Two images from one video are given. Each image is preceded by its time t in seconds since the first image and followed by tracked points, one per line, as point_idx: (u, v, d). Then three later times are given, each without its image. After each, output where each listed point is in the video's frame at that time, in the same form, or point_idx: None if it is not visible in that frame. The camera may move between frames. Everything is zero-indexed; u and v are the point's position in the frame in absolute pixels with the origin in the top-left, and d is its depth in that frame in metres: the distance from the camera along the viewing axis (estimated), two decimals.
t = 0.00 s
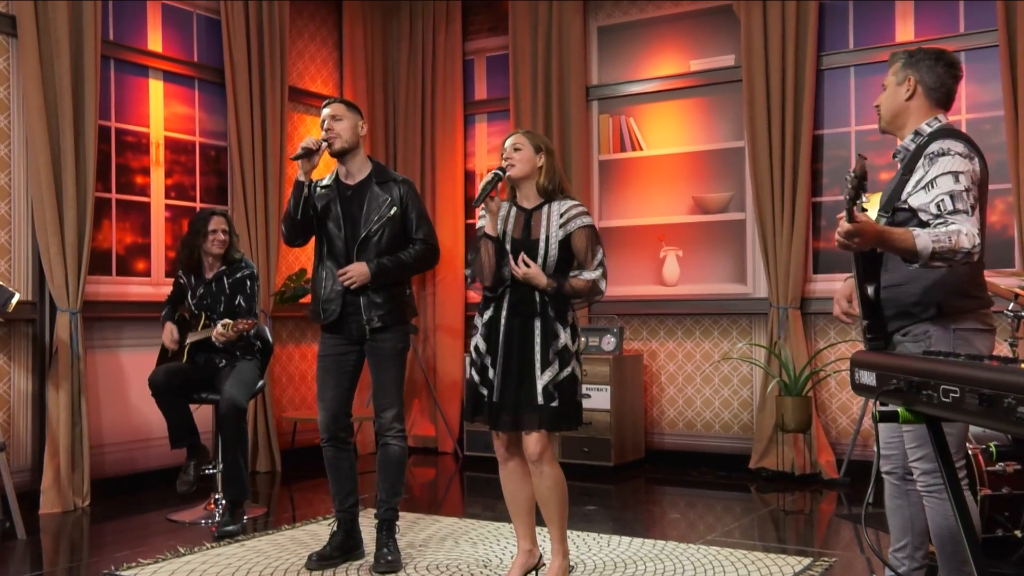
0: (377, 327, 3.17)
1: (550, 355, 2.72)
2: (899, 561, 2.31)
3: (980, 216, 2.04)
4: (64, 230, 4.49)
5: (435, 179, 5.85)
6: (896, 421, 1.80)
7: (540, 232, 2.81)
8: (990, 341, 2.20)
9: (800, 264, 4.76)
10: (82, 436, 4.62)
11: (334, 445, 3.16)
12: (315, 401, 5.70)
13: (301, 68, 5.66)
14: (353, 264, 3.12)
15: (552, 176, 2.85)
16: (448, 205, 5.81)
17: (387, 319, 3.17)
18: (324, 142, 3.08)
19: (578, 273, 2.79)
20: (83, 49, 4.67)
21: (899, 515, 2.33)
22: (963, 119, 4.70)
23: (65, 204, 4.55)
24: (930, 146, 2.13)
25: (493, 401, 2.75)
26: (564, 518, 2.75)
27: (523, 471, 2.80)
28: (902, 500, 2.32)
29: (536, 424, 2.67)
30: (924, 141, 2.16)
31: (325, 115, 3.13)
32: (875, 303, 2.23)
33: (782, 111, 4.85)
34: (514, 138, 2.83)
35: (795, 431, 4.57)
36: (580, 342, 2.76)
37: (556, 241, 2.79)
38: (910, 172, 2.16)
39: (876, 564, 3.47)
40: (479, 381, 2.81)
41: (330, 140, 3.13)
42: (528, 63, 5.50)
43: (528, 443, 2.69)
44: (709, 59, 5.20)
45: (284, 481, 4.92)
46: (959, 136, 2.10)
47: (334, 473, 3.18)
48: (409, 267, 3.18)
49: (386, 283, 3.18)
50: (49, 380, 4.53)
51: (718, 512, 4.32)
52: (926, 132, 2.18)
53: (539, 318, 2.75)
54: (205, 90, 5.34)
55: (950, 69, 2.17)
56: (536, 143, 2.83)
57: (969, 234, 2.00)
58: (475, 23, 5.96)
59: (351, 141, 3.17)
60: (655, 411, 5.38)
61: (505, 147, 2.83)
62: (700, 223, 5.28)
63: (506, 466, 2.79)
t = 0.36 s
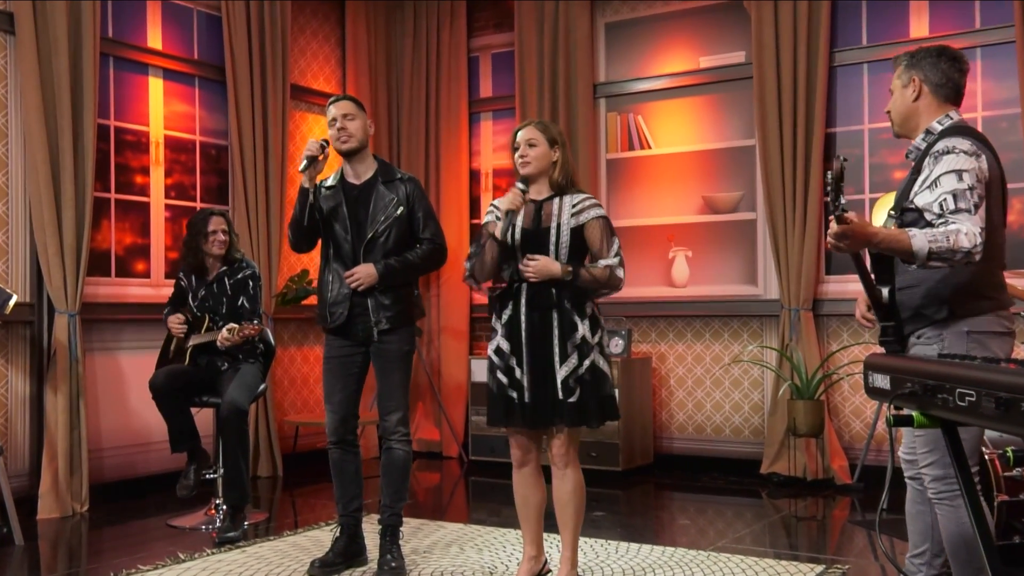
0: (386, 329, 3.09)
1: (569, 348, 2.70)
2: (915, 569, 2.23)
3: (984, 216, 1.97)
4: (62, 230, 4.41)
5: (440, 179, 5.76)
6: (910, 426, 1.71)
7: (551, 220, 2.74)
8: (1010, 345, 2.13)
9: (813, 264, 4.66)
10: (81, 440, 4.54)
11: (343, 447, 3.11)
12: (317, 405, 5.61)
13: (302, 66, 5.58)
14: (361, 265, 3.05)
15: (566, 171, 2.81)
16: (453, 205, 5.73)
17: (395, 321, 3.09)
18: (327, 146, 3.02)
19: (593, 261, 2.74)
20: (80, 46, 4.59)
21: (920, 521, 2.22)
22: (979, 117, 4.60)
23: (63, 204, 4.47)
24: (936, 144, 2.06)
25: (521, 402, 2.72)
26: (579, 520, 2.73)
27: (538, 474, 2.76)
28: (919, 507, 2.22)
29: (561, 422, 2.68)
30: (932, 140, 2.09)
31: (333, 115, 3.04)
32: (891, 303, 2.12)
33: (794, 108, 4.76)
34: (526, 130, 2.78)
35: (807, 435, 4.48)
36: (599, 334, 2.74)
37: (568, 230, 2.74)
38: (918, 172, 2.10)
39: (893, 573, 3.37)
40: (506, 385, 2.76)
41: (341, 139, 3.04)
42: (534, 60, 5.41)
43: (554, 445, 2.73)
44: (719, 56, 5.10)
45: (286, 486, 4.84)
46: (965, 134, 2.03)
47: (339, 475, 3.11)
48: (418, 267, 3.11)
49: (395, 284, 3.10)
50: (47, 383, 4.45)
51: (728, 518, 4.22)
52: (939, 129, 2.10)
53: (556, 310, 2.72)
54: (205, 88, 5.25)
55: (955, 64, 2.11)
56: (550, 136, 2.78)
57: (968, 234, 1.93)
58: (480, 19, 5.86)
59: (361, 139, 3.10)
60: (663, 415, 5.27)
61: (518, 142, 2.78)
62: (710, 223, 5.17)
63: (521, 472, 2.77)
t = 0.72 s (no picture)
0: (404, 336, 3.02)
1: (588, 353, 2.64)
2: (924, 573, 2.21)
3: (1004, 224, 1.91)
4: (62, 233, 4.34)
5: (447, 181, 5.68)
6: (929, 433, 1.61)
7: (560, 228, 2.71)
8: None
9: (828, 267, 4.56)
10: (81, 446, 4.46)
11: (345, 456, 3.01)
12: (322, 410, 5.52)
13: (307, 65, 5.51)
14: (376, 272, 2.99)
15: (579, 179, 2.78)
16: (460, 209, 5.64)
17: (413, 327, 3.02)
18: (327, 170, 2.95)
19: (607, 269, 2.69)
20: (81, 45, 4.52)
21: (921, 524, 2.18)
22: (999, 116, 4.48)
23: (64, 206, 4.40)
24: (955, 147, 1.98)
25: (542, 413, 2.64)
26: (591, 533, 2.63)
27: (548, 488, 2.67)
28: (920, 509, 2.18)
29: (586, 430, 2.60)
30: (949, 142, 2.02)
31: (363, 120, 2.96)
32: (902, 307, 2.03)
33: (808, 107, 4.66)
34: (540, 138, 2.74)
35: (822, 442, 4.38)
36: (620, 338, 2.68)
37: (577, 236, 2.69)
38: (934, 175, 2.03)
39: None
40: (522, 396, 2.68)
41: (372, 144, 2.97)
42: (543, 58, 5.33)
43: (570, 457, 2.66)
44: (731, 54, 5.01)
45: (290, 494, 4.75)
46: (984, 137, 1.96)
47: (342, 484, 3.02)
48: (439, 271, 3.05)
49: (412, 290, 3.03)
50: (47, 388, 4.38)
51: (742, 527, 4.11)
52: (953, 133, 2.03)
53: (573, 313, 2.67)
54: (209, 88, 5.18)
55: (959, 67, 2.04)
56: (564, 145, 2.74)
57: (988, 245, 1.87)
58: (488, 17, 5.78)
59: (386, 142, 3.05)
60: (675, 421, 5.17)
61: (532, 150, 2.75)
62: (722, 225, 5.07)
63: (531, 490, 2.66)
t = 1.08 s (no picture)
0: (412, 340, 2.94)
1: (584, 358, 2.57)
2: None
3: None
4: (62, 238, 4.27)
5: (454, 184, 5.61)
6: (946, 442, 1.53)
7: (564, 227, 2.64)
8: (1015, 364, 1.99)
9: (842, 272, 4.47)
10: (82, 454, 4.38)
11: (356, 463, 2.92)
12: (326, 418, 5.44)
13: (312, 67, 5.44)
14: (388, 274, 2.91)
15: (590, 182, 2.71)
16: (467, 212, 5.56)
17: (422, 332, 2.94)
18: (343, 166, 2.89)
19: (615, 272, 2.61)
20: (82, 47, 4.45)
21: (945, 539, 2.04)
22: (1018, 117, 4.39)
23: (64, 210, 4.33)
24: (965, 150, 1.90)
25: (540, 416, 2.59)
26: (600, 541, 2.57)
27: (560, 493, 2.61)
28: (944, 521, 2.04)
29: (577, 437, 2.54)
30: (954, 144, 1.93)
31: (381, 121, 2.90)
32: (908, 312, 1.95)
33: (822, 109, 4.58)
34: (551, 137, 2.66)
35: (837, 451, 4.29)
36: (621, 345, 2.60)
37: (582, 236, 2.62)
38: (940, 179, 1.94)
39: None
40: (522, 399, 2.64)
41: (390, 145, 2.90)
42: (551, 60, 5.25)
43: (575, 461, 2.58)
44: (743, 55, 4.92)
45: (293, 503, 4.66)
46: (993, 137, 1.90)
47: (351, 492, 2.92)
48: (452, 275, 2.99)
49: (421, 294, 2.96)
50: (47, 395, 4.30)
51: (755, 537, 4.02)
52: (954, 138, 1.95)
53: (571, 316, 2.60)
54: (212, 90, 5.11)
55: (960, 72, 1.96)
56: (576, 143, 2.67)
57: None
58: (495, 18, 5.71)
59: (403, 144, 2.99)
60: (686, 429, 5.07)
61: (543, 149, 2.66)
62: (734, 229, 4.98)
63: (541, 493, 2.61)
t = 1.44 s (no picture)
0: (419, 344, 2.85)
1: (582, 366, 2.52)
2: None
3: None
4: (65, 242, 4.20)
5: (462, 187, 5.52)
6: (967, 449, 1.62)
7: (569, 230, 2.59)
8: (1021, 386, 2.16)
9: (860, 277, 4.36)
10: (85, 462, 4.31)
11: (360, 473, 2.83)
12: (333, 425, 5.36)
13: (318, 68, 5.37)
14: (405, 282, 2.81)
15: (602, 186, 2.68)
16: (476, 216, 5.48)
17: (429, 337, 2.85)
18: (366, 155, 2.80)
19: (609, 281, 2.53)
20: (86, 48, 4.39)
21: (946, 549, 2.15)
22: None
23: (68, 214, 4.26)
24: (987, 172, 2.14)
25: (541, 424, 2.56)
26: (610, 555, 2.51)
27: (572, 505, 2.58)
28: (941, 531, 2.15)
29: (570, 445, 2.50)
30: (972, 168, 2.16)
31: (375, 120, 2.83)
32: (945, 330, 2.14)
33: (839, 110, 4.49)
34: (567, 140, 2.65)
35: (855, 460, 4.20)
36: (622, 352, 2.53)
37: (583, 237, 2.55)
38: (970, 200, 2.14)
39: None
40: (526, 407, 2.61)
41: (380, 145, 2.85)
42: (561, 60, 5.17)
43: (583, 474, 2.53)
44: (758, 55, 4.83)
45: (299, 512, 4.58)
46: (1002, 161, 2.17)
47: (356, 502, 2.83)
48: (467, 280, 2.91)
49: (435, 299, 2.88)
50: (49, 403, 4.23)
51: (771, 548, 3.91)
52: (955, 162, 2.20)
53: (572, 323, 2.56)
54: (217, 92, 5.03)
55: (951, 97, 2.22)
56: (592, 148, 2.64)
57: None
58: (504, 17, 5.63)
59: (403, 147, 2.89)
60: (700, 437, 4.97)
61: (557, 152, 2.65)
62: (749, 232, 4.88)
63: (552, 503, 2.57)
